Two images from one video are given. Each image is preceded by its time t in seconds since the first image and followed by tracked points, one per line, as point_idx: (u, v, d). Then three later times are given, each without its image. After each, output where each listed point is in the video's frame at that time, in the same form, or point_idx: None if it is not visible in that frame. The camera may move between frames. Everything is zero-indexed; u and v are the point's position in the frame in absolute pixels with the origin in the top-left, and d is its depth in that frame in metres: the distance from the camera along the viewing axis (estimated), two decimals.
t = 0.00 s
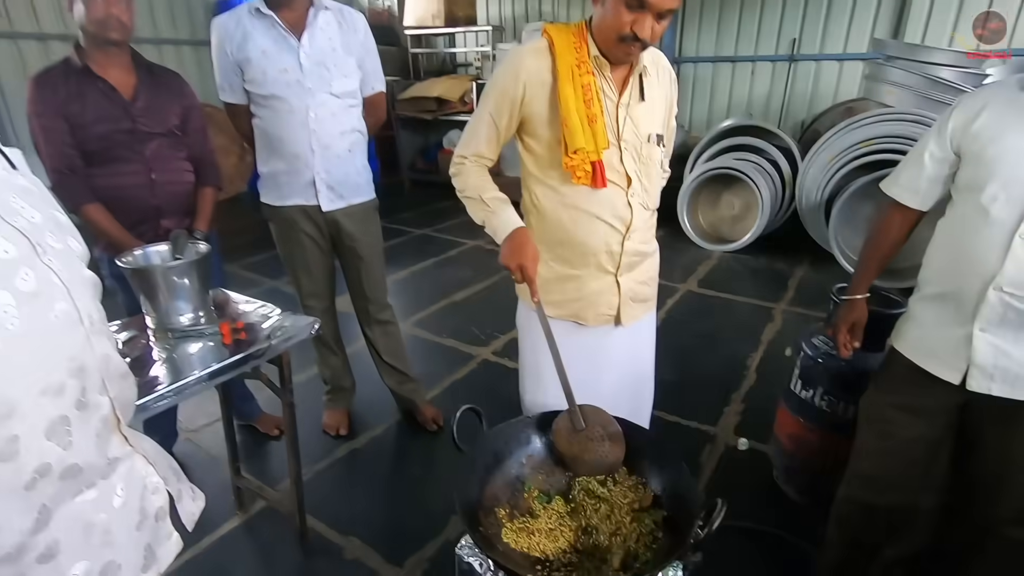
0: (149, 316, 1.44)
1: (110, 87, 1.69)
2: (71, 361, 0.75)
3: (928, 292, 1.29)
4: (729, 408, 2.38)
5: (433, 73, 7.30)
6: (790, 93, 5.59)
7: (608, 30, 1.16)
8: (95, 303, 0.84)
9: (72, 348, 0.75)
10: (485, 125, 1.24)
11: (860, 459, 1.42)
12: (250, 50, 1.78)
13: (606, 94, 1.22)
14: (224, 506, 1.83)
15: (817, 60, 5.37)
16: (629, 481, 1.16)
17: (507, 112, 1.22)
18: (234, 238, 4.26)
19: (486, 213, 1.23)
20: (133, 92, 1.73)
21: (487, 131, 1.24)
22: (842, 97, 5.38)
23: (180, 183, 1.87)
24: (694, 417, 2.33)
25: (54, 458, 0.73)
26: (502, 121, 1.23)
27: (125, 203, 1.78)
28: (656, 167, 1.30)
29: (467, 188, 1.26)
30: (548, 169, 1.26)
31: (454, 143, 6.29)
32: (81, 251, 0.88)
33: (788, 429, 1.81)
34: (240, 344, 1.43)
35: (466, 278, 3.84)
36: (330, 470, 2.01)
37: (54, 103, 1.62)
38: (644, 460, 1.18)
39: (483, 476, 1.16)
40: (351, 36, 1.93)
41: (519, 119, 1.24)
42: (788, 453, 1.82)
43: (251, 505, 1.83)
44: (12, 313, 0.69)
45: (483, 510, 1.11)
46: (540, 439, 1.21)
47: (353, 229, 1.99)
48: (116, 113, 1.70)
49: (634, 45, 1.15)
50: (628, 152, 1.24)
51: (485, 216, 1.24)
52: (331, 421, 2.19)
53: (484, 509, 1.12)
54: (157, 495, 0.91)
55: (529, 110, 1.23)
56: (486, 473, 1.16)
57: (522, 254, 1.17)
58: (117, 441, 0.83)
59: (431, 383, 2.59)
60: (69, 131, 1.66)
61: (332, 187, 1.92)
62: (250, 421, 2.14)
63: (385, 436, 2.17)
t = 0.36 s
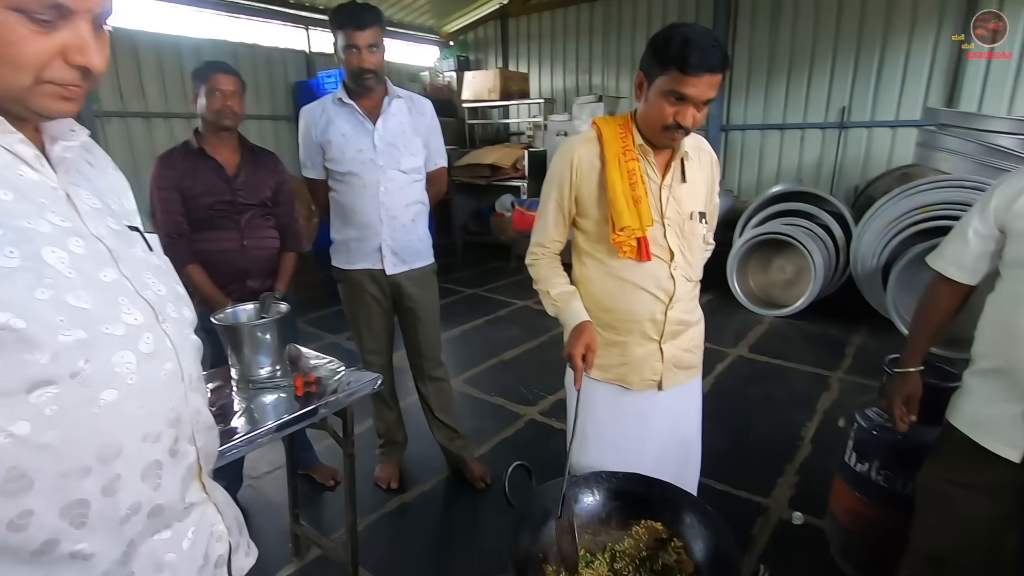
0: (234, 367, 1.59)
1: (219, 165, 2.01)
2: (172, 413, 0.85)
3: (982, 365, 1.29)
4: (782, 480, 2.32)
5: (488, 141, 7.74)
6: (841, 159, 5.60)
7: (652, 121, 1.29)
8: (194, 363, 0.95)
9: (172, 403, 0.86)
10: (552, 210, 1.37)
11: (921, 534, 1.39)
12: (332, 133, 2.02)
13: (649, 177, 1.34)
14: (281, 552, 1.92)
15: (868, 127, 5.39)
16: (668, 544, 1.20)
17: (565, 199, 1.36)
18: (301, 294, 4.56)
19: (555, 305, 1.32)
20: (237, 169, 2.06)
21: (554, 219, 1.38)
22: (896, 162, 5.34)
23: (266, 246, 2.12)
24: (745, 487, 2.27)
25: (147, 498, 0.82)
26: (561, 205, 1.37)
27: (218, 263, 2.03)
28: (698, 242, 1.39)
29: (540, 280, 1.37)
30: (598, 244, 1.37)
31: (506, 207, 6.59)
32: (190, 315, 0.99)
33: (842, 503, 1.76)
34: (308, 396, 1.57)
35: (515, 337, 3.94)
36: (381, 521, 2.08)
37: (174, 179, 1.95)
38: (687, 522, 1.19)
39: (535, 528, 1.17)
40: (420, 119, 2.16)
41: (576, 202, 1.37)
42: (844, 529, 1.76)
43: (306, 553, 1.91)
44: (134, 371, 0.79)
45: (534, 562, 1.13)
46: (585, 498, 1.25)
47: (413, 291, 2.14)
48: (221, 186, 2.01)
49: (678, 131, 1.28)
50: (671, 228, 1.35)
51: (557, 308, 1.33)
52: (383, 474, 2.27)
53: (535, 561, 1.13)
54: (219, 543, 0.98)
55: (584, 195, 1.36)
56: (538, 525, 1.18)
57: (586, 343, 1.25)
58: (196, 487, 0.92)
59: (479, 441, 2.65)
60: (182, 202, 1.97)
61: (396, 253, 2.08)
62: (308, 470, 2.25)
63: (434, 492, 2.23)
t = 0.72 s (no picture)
0: (308, 395, 1.76)
1: (307, 212, 2.25)
2: (247, 439, 0.90)
3: None
4: (847, 542, 2.20)
5: (551, 185, 7.97)
6: (920, 205, 5.36)
7: (695, 178, 1.37)
8: (268, 392, 1.01)
9: (249, 429, 0.91)
10: (608, 264, 1.42)
11: None
12: (403, 184, 2.22)
13: (695, 231, 1.41)
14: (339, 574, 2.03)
15: (949, 172, 5.16)
16: None
17: (620, 252, 1.41)
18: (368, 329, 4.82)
19: (604, 371, 1.36)
20: (322, 215, 2.29)
21: (611, 270, 1.42)
22: (983, 209, 5.05)
23: (342, 285, 2.32)
24: (805, 547, 2.18)
25: (220, 518, 0.87)
26: (617, 256, 1.42)
27: (300, 299, 2.25)
28: (745, 294, 1.44)
29: (592, 339, 1.40)
30: (644, 292, 1.45)
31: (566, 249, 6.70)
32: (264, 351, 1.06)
33: (908, 569, 1.67)
34: (371, 425, 1.69)
35: (571, 379, 3.97)
36: (432, 551, 2.16)
37: (269, 223, 2.20)
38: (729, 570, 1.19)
39: (577, 566, 1.22)
40: (484, 170, 2.33)
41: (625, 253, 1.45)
42: None
43: None
44: (218, 399, 0.85)
45: None
46: (629, 541, 1.28)
47: (472, 330, 2.25)
48: (307, 231, 2.24)
49: (718, 188, 1.35)
50: (716, 279, 1.40)
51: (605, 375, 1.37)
52: (437, 507, 2.35)
53: None
54: (279, 564, 0.99)
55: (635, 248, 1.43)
56: (579, 564, 1.22)
57: (642, 417, 1.30)
58: (263, 509, 0.96)
59: (531, 480, 2.68)
60: (274, 243, 2.21)
61: (457, 294, 2.22)
62: (367, 497, 2.38)
63: (485, 528, 2.29)
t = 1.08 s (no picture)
0: (363, 401, 1.88)
1: (364, 230, 2.41)
2: (282, 447, 0.93)
3: None
4: None
5: (602, 202, 7.98)
6: (997, 224, 5.05)
7: (736, 197, 1.40)
8: (303, 400, 1.03)
9: (286, 437, 0.94)
10: (647, 277, 1.48)
11: None
12: (455, 204, 2.34)
13: (734, 251, 1.44)
14: None
15: None
16: None
17: (659, 266, 1.47)
18: (420, 342, 4.97)
19: (642, 379, 1.43)
20: (378, 233, 2.45)
21: (649, 288, 1.48)
22: None
23: (395, 298, 2.45)
24: None
25: (254, 522, 0.89)
26: (653, 274, 1.48)
27: (357, 311, 2.40)
28: (784, 314, 1.45)
29: (631, 352, 1.47)
30: (682, 310, 1.49)
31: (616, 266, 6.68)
32: (298, 360, 1.09)
33: None
34: (419, 432, 1.78)
35: (617, 396, 3.96)
36: (476, 559, 2.22)
37: (329, 240, 2.37)
38: None
39: None
40: (531, 190, 2.42)
41: (665, 270, 1.49)
42: None
43: None
44: (256, 409, 0.88)
45: None
46: (663, 554, 1.31)
47: (517, 344, 2.33)
48: (364, 248, 2.40)
49: (760, 208, 1.37)
50: (754, 298, 1.43)
51: (643, 384, 1.44)
52: (481, 515, 2.42)
53: None
54: (310, 566, 1.03)
55: (672, 264, 1.48)
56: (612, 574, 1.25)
57: (674, 424, 1.35)
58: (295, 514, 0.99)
59: (576, 495, 2.71)
60: (333, 259, 2.38)
61: (503, 309, 2.30)
62: (415, 503, 2.47)
63: (527, 539, 2.33)
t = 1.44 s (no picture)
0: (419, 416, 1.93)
1: (420, 249, 2.49)
2: (316, 490, 0.92)
3: None
4: None
5: (652, 221, 7.91)
6: None
7: (800, 219, 1.38)
8: (340, 438, 1.02)
9: (321, 480, 0.93)
10: (709, 300, 1.46)
11: None
12: (509, 224, 2.39)
13: (797, 274, 1.42)
14: None
15: None
16: None
17: (718, 292, 1.46)
18: (469, 358, 5.04)
19: (701, 418, 1.39)
20: (433, 251, 2.53)
21: (712, 317, 1.46)
22: None
23: (448, 315, 2.52)
24: None
25: (284, 569, 0.88)
26: (716, 298, 1.46)
27: (411, 327, 2.47)
28: (849, 340, 1.40)
29: (691, 384, 1.43)
30: (742, 332, 1.47)
31: (666, 286, 6.58)
32: (339, 395, 1.07)
33: None
34: (472, 448, 1.81)
35: (668, 419, 3.88)
36: None
37: (387, 259, 2.46)
38: None
39: None
40: (584, 211, 2.45)
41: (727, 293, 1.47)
42: None
43: None
44: (294, 452, 0.86)
45: None
46: None
47: (569, 363, 2.34)
48: (419, 265, 2.49)
49: (824, 230, 1.34)
50: (817, 322, 1.39)
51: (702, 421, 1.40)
52: (531, 534, 2.42)
53: None
54: None
55: (733, 288, 1.46)
56: None
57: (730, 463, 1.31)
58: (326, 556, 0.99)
59: (625, 518, 2.66)
60: (390, 276, 2.47)
61: (556, 328, 2.32)
62: (465, 519, 2.50)
63: (576, 561, 2.31)
